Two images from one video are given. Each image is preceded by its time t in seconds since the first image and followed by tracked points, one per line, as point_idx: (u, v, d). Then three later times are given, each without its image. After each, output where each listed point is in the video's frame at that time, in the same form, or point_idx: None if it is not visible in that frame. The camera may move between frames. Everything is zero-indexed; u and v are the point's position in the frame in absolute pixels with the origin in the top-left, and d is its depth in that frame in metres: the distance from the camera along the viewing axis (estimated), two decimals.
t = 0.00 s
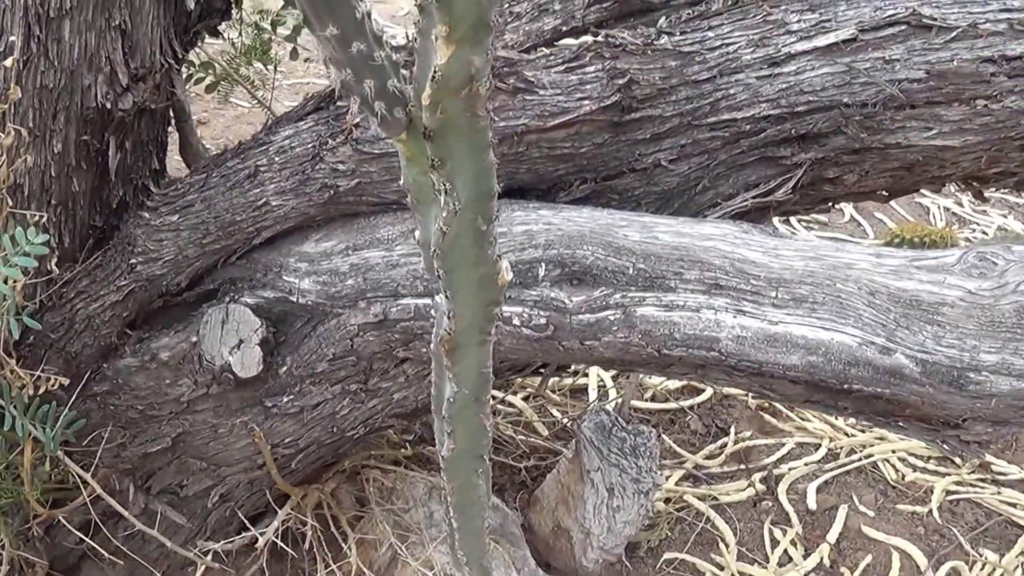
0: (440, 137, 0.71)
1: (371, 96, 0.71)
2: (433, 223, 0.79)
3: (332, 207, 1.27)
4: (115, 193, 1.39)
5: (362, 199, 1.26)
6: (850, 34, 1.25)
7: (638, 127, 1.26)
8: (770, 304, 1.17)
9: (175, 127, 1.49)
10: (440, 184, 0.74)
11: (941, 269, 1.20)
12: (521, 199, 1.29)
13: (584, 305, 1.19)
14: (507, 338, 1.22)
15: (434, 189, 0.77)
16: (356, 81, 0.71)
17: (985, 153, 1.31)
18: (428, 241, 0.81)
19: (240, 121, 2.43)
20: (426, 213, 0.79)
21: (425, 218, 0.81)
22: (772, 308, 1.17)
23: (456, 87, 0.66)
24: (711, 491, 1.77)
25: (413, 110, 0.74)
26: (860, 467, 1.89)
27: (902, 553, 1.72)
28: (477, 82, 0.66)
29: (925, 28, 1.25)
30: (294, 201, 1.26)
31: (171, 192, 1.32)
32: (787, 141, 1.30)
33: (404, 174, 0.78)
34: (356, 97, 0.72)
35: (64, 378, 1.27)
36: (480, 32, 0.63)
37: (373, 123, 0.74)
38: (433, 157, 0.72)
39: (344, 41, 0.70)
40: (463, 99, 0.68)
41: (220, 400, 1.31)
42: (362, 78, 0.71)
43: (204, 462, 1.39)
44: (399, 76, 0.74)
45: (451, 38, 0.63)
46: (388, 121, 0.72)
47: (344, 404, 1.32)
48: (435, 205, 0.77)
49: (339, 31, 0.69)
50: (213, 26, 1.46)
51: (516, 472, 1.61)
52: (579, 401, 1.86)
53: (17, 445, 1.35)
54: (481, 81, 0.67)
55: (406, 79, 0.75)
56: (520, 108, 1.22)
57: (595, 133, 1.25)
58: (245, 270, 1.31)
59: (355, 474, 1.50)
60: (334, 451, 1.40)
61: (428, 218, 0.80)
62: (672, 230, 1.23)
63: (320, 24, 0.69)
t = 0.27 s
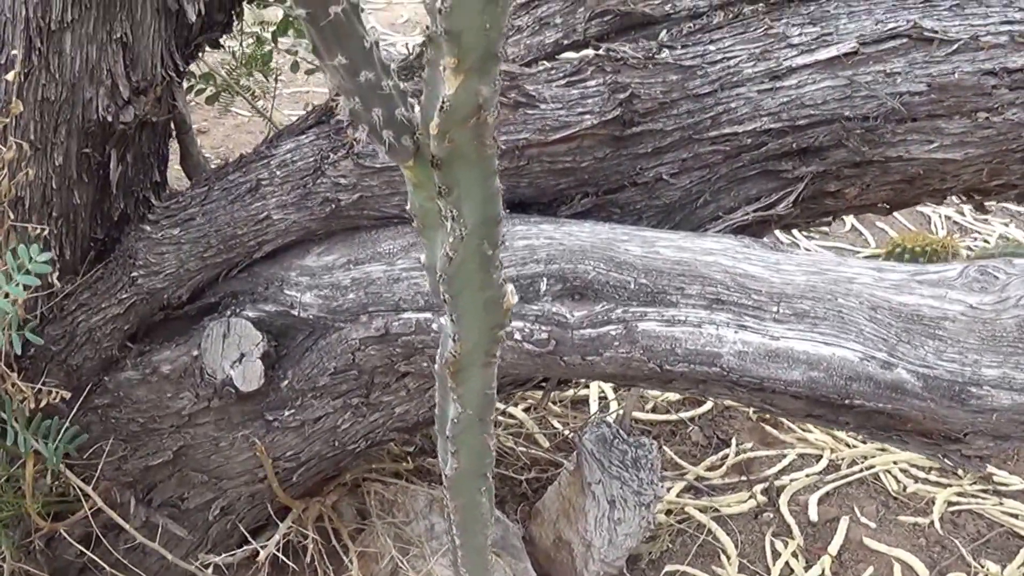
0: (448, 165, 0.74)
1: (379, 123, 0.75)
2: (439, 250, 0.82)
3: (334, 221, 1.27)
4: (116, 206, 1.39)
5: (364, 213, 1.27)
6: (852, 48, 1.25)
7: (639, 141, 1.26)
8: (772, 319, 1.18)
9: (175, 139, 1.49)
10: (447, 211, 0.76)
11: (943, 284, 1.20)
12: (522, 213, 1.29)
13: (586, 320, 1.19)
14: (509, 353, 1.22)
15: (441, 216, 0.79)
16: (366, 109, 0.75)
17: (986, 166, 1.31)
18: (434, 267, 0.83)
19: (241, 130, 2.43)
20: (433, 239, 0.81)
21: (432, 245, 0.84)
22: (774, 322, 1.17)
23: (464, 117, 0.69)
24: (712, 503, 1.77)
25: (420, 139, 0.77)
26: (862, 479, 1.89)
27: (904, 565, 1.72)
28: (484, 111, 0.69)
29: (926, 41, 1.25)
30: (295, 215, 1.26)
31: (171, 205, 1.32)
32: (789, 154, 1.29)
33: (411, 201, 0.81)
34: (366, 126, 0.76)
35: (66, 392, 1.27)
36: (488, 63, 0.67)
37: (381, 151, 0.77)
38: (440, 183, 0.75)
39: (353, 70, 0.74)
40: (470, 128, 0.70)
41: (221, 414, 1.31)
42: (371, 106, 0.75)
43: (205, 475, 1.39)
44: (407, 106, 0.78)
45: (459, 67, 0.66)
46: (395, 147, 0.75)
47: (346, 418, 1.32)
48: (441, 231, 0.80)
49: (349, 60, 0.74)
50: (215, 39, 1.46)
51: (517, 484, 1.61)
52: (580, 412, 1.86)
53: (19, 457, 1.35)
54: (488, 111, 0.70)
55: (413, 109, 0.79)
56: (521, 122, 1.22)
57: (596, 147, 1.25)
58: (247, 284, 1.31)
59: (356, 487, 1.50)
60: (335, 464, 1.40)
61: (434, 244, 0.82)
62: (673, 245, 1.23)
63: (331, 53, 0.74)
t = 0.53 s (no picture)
0: (451, 189, 0.74)
1: (381, 146, 0.76)
2: (442, 271, 0.82)
3: (335, 235, 1.27)
4: (118, 219, 1.39)
5: (365, 227, 1.26)
6: (853, 60, 1.25)
7: (641, 154, 1.26)
8: (774, 334, 1.18)
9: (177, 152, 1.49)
10: (449, 233, 0.77)
11: (944, 297, 1.20)
12: (524, 227, 1.29)
13: (587, 334, 1.20)
14: (510, 367, 1.23)
15: (444, 239, 0.80)
16: (368, 132, 0.76)
17: (987, 178, 1.31)
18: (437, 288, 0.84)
19: (241, 140, 2.43)
20: (435, 261, 0.82)
21: (435, 266, 0.84)
22: (776, 337, 1.18)
23: (467, 142, 0.70)
24: (714, 515, 1.77)
25: (423, 162, 0.78)
26: (863, 490, 1.89)
27: None
28: (487, 135, 0.70)
29: (927, 53, 1.26)
30: (296, 229, 1.26)
31: (172, 218, 1.32)
32: (790, 167, 1.29)
33: (414, 224, 0.81)
34: (368, 149, 0.77)
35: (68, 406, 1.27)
36: (491, 89, 0.67)
37: (384, 174, 0.78)
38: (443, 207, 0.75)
39: (355, 93, 0.76)
40: (473, 153, 0.71)
41: (223, 427, 1.31)
42: (373, 129, 0.76)
43: (206, 488, 1.38)
44: (409, 129, 0.79)
45: (462, 92, 0.67)
46: (397, 172, 0.76)
47: (347, 431, 1.32)
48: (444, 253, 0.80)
49: (351, 84, 0.75)
50: (216, 52, 1.47)
51: (518, 497, 1.61)
52: (582, 424, 1.86)
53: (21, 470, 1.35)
54: (491, 136, 0.70)
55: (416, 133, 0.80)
56: (523, 136, 1.22)
57: (598, 161, 1.25)
58: (249, 297, 1.31)
59: (357, 500, 1.50)
60: (337, 477, 1.40)
61: (438, 266, 0.83)
62: (675, 259, 1.23)
63: (333, 77, 0.75)
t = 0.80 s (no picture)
0: (446, 213, 0.74)
1: (375, 170, 0.76)
2: (439, 293, 0.82)
3: (337, 249, 1.27)
4: (119, 231, 1.39)
5: (366, 241, 1.26)
6: (854, 74, 1.25)
7: (642, 168, 1.26)
8: (775, 349, 1.18)
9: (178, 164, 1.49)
10: (445, 256, 0.77)
11: (945, 312, 1.20)
12: (525, 241, 1.29)
13: (589, 348, 1.20)
14: (511, 382, 1.23)
15: (440, 261, 0.80)
16: (362, 156, 0.77)
17: (989, 191, 1.31)
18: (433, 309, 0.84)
19: (243, 151, 2.43)
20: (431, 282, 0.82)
21: (431, 287, 0.84)
22: (777, 352, 1.17)
23: (460, 166, 0.70)
24: (715, 527, 1.77)
25: (417, 185, 0.78)
26: (864, 502, 1.89)
27: None
28: (480, 160, 0.70)
29: (928, 66, 1.26)
30: (297, 243, 1.26)
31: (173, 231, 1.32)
32: (792, 181, 1.29)
33: (410, 246, 0.82)
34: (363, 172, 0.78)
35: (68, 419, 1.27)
36: (483, 113, 0.67)
37: (379, 198, 0.79)
38: (438, 230, 0.75)
39: (348, 118, 0.77)
40: (467, 176, 0.71)
41: (223, 441, 1.31)
42: (367, 153, 0.77)
43: (207, 501, 1.38)
44: (403, 153, 0.79)
45: (455, 118, 0.67)
46: (392, 195, 0.77)
47: (349, 445, 1.32)
48: (440, 275, 0.80)
49: (344, 109, 0.76)
50: (218, 64, 1.47)
51: (520, 509, 1.62)
52: (584, 436, 1.86)
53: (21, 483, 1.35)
54: (485, 159, 0.70)
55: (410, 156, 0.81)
56: (525, 150, 1.22)
57: (599, 175, 1.25)
58: (250, 311, 1.31)
59: (359, 513, 1.50)
60: (338, 491, 1.40)
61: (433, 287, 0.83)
62: (676, 274, 1.24)
63: (326, 102, 0.76)
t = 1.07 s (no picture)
0: (451, 230, 0.74)
1: (381, 187, 0.76)
2: (443, 310, 0.82)
3: (338, 263, 1.27)
4: (120, 244, 1.39)
5: (368, 255, 1.26)
6: (856, 87, 1.25)
7: (644, 182, 1.26)
8: (777, 362, 1.18)
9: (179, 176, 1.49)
10: (450, 273, 0.77)
11: (948, 325, 1.20)
12: (527, 255, 1.29)
13: (590, 362, 1.20)
14: (513, 396, 1.23)
15: (445, 278, 0.80)
16: (368, 173, 0.77)
17: (990, 203, 1.30)
18: (437, 325, 0.84)
19: (244, 162, 2.43)
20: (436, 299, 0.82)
21: (435, 304, 0.84)
22: (779, 366, 1.17)
23: (466, 184, 0.70)
24: (717, 539, 1.76)
25: (422, 203, 0.78)
26: (866, 513, 1.89)
27: None
28: (487, 177, 0.70)
29: (929, 79, 1.25)
30: (298, 256, 1.26)
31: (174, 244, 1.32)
32: (793, 195, 1.29)
33: (414, 263, 0.82)
34: (368, 189, 0.78)
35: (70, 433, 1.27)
36: (490, 131, 0.68)
37: (385, 215, 0.79)
38: (444, 248, 0.75)
39: (354, 135, 0.76)
40: (473, 194, 0.71)
41: (225, 454, 1.31)
42: (373, 170, 0.76)
43: (208, 514, 1.38)
44: (408, 170, 0.79)
45: (461, 136, 0.67)
46: (397, 213, 0.77)
47: (350, 459, 1.32)
48: (445, 292, 0.80)
49: (350, 126, 0.76)
50: (219, 77, 1.47)
51: (521, 521, 1.61)
52: (585, 448, 1.86)
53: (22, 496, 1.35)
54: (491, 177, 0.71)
55: (415, 173, 0.81)
56: (527, 164, 1.23)
57: (601, 189, 1.25)
58: (252, 324, 1.31)
59: (360, 526, 1.51)
60: (339, 504, 1.40)
61: (438, 304, 0.83)
62: (678, 288, 1.24)
63: (332, 119, 0.76)
